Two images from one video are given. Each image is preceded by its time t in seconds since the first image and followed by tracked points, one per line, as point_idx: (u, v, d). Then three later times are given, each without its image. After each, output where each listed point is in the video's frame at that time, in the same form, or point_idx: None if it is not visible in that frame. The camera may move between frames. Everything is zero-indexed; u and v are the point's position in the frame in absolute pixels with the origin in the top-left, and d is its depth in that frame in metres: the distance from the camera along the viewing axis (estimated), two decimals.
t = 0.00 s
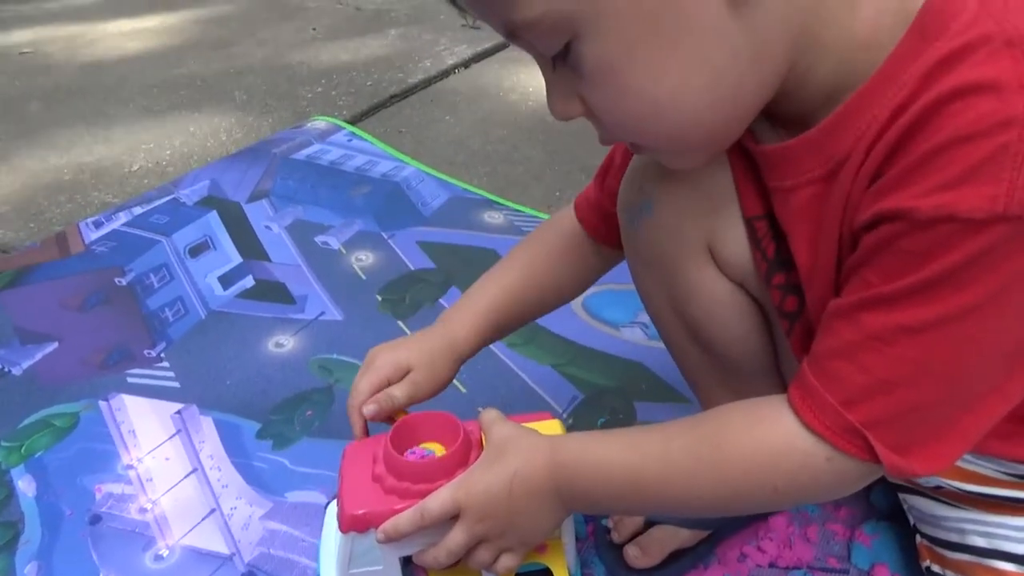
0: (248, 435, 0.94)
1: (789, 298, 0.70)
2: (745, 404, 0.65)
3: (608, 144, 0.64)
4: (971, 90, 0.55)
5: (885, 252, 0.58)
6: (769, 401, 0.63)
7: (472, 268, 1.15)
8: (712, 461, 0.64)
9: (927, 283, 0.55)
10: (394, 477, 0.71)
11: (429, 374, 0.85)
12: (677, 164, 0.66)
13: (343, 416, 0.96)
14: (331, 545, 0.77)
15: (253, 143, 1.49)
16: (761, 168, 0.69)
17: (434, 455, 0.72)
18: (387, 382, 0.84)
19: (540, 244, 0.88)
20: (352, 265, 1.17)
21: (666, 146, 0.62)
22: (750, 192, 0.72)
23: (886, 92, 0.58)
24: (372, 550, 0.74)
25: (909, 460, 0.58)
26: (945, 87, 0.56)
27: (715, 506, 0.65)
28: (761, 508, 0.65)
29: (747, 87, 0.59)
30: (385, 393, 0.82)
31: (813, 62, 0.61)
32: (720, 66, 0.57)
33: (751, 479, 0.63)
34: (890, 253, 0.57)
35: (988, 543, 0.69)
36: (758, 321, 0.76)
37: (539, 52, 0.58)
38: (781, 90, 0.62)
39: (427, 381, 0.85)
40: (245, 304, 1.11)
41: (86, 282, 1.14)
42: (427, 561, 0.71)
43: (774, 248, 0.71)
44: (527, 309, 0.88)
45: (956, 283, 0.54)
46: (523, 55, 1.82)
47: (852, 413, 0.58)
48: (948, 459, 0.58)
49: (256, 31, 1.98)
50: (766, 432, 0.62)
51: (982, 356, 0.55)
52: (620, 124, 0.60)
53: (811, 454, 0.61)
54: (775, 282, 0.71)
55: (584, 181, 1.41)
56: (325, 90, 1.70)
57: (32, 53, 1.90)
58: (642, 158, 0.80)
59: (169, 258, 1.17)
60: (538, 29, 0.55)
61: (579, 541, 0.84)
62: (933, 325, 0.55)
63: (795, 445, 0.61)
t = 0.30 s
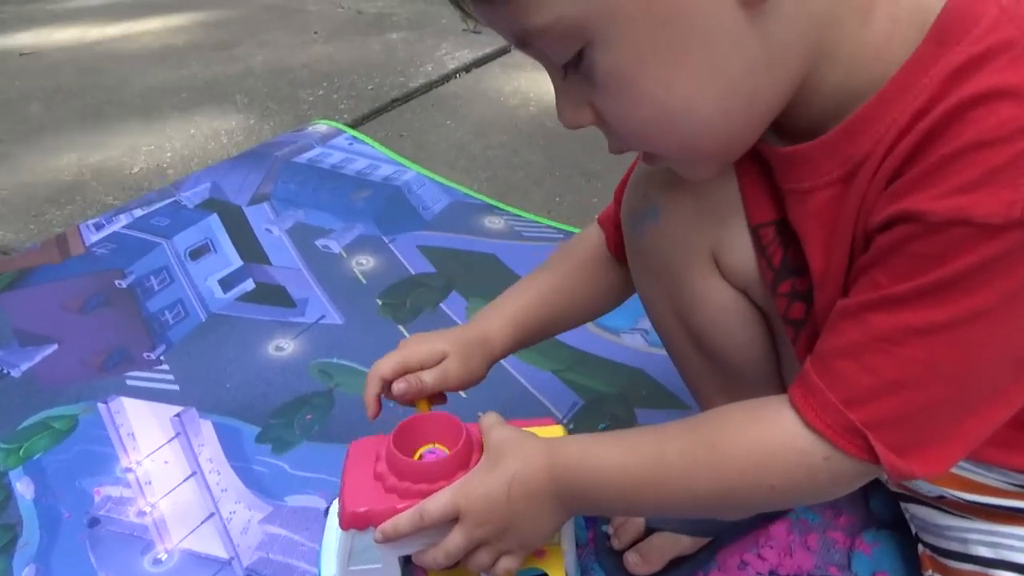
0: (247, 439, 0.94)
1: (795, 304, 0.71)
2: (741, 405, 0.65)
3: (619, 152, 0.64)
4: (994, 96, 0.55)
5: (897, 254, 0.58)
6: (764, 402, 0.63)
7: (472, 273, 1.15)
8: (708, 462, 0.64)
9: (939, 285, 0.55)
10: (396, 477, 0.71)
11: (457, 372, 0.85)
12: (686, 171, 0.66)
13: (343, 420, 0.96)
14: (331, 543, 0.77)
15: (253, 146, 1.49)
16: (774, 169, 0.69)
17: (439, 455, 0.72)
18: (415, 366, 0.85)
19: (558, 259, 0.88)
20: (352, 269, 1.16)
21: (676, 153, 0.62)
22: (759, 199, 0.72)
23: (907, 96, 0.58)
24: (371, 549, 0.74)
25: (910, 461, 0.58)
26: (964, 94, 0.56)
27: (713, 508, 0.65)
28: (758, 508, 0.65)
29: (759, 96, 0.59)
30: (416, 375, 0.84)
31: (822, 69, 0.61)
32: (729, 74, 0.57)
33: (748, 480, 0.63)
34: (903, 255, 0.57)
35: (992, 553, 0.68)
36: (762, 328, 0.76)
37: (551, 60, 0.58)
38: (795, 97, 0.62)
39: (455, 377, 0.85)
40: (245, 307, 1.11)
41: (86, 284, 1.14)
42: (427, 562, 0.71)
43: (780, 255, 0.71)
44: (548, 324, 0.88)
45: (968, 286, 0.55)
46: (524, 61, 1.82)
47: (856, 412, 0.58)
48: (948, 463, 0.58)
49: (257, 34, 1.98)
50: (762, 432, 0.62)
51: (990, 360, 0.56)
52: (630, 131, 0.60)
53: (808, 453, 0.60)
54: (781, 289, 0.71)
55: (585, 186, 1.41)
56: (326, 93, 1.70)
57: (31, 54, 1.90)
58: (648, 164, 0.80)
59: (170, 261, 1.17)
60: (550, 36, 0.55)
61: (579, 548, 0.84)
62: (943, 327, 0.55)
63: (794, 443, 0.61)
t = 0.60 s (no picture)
0: (242, 438, 0.94)
1: (789, 311, 0.70)
2: (728, 401, 0.65)
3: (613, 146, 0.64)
4: (998, 93, 0.55)
5: (894, 252, 0.57)
6: (752, 400, 0.63)
7: (469, 274, 1.15)
8: (697, 459, 0.64)
9: (937, 284, 0.55)
10: (394, 476, 0.71)
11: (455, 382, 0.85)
12: (684, 168, 0.66)
13: (338, 420, 0.96)
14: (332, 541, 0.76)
15: (251, 145, 1.49)
16: (772, 169, 0.69)
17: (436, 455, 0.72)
18: (415, 359, 0.86)
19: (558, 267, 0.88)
20: (350, 269, 1.16)
21: (674, 150, 0.62)
22: (751, 203, 0.72)
23: (912, 92, 0.58)
24: (370, 548, 0.73)
25: (900, 463, 0.58)
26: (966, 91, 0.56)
27: (704, 505, 0.65)
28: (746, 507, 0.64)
29: (757, 93, 0.59)
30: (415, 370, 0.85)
31: (822, 67, 0.61)
32: (724, 72, 0.57)
33: (735, 477, 0.62)
34: (901, 253, 0.57)
35: (985, 559, 0.68)
36: (751, 334, 0.76)
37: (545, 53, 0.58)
38: (792, 94, 0.62)
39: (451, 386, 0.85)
40: (240, 307, 1.10)
41: (82, 284, 1.14)
42: (431, 563, 0.71)
43: (770, 263, 0.71)
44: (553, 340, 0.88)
45: (966, 286, 0.54)
46: (523, 63, 1.82)
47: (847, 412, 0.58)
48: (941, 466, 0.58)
49: (256, 34, 1.98)
50: (749, 429, 0.62)
51: (987, 363, 0.55)
52: (624, 124, 0.60)
53: (794, 451, 0.60)
54: (773, 297, 0.71)
55: (583, 187, 1.41)
56: (324, 93, 1.70)
57: (29, 53, 1.90)
58: (638, 171, 0.80)
59: (166, 261, 1.17)
60: (547, 31, 0.55)
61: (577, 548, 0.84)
62: (940, 327, 0.55)
63: (780, 438, 0.61)
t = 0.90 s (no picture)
0: (239, 436, 0.94)
1: (777, 320, 0.70)
2: (733, 414, 0.64)
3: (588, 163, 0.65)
4: (968, 100, 0.55)
5: (879, 265, 0.57)
6: (757, 412, 0.63)
7: (466, 272, 1.15)
8: (700, 470, 0.64)
9: (922, 295, 0.55)
10: (397, 472, 0.72)
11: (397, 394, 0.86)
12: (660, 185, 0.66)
13: (337, 419, 0.96)
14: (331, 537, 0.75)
15: (249, 144, 1.48)
16: (752, 181, 0.68)
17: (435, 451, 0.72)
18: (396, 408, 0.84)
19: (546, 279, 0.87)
20: (347, 268, 1.16)
21: (643, 165, 0.63)
22: (735, 215, 0.71)
23: (879, 104, 0.58)
24: (372, 544, 0.72)
25: (903, 476, 0.57)
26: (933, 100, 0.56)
27: (704, 515, 0.65)
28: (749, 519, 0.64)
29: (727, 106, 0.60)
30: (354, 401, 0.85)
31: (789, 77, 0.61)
32: (693, 81, 0.58)
33: (739, 489, 0.62)
34: (884, 266, 0.57)
35: (979, 559, 0.69)
36: (743, 340, 0.76)
37: (515, 74, 0.59)
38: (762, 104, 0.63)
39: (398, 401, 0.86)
40: (238, 306, 1.10)
41: (79, 283, 1.14)
42: (430, 556, 0.72)
43: (758, 272, 0.71)
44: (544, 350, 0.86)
45: (951, 295, 0.54)
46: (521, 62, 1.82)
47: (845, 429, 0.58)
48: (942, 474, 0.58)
49: (254, 33, 1.97)
50: (754, 442, 0.62)
51: (977, 369, 0.55)
52: (597, 141, 0.61)
53: (794, 467, 0.60)
54: (761, 306, 0.71)
55: (581, 187, 1.41)
56: (322, 93, 1.70)
57: (27, 52, 1.90)
58: (620, 183, 0.80)
59: (163, 260, 1.17)
60: (518, 48, 0.56)
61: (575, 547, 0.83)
62: (928, 338, 0.55)
63: (782, 453, 0.61)
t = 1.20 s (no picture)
0: (238, 432, 0.94)
1: (766, 320, 0.70)
2: (726, 408, 0.64)
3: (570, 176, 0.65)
4: (940, 95, 0.54)
5: (861, 261, 0.57)
6: (749, 407, 0.63)
7: (465, 268, 1.15)
8: (695, 464, 0.64)
9: (902, 291, 0.55)
10: (393, 467, 0.72)
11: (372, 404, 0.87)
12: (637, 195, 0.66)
13: (336, 415, 0.96)
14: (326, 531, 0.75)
15: (248, 141, 1.48)
16: (736, 180, 0.69)
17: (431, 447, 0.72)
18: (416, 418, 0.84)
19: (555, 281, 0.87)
20: (346, 265, 1.16)
21: (615, 177, 0.63)
22: (722, 214, 0.72)
23: (854, 103, 0.58)
24: (368, 539, 0.73)
25: (893, 471, 0.57)
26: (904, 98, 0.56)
27: (700, 509, 0.65)
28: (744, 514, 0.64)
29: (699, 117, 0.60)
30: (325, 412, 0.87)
31: (762, 82, 0.62)
32: (666, 88, 0.58)
33: (733, 483, 0.62)
34: (865, 262, 0.57)
35: (975, 558, 0.69)
36: (733, 340, 0.76)
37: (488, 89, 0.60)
38: (734, 111, 0.63)
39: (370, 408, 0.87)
40: (236, 302, 1.10)
41: (78, 279, 1.13)
42: (427, 552, 0.72)
43: (746, 271, 0.71)
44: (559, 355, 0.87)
45: (931, 290, 0.54)
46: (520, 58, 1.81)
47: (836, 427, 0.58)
48: (932, 468, 0.57)
49: (253, 30, 1.97)
50: (748, 436, 0.62)
51: (961, 364, 0.55)
52: (573, 154, 0.61)
53: (788, 462, 0.60)
54: (749, 306, 0.71)
55: (579, 183, 1.41)
56: (321, 89, 1.69)
57: (26, 49, 1.89)
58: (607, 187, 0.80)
59: (161, 255, 1.17)
60: (491, 58, 0.56)
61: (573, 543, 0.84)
62: (909, 334, 0.55)
63: (772, 450, 0.61)
